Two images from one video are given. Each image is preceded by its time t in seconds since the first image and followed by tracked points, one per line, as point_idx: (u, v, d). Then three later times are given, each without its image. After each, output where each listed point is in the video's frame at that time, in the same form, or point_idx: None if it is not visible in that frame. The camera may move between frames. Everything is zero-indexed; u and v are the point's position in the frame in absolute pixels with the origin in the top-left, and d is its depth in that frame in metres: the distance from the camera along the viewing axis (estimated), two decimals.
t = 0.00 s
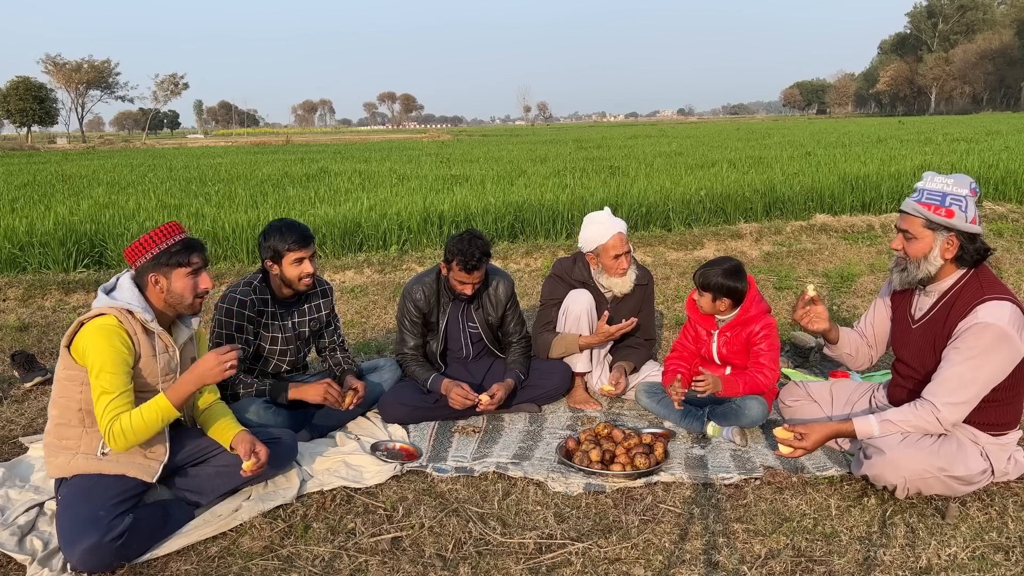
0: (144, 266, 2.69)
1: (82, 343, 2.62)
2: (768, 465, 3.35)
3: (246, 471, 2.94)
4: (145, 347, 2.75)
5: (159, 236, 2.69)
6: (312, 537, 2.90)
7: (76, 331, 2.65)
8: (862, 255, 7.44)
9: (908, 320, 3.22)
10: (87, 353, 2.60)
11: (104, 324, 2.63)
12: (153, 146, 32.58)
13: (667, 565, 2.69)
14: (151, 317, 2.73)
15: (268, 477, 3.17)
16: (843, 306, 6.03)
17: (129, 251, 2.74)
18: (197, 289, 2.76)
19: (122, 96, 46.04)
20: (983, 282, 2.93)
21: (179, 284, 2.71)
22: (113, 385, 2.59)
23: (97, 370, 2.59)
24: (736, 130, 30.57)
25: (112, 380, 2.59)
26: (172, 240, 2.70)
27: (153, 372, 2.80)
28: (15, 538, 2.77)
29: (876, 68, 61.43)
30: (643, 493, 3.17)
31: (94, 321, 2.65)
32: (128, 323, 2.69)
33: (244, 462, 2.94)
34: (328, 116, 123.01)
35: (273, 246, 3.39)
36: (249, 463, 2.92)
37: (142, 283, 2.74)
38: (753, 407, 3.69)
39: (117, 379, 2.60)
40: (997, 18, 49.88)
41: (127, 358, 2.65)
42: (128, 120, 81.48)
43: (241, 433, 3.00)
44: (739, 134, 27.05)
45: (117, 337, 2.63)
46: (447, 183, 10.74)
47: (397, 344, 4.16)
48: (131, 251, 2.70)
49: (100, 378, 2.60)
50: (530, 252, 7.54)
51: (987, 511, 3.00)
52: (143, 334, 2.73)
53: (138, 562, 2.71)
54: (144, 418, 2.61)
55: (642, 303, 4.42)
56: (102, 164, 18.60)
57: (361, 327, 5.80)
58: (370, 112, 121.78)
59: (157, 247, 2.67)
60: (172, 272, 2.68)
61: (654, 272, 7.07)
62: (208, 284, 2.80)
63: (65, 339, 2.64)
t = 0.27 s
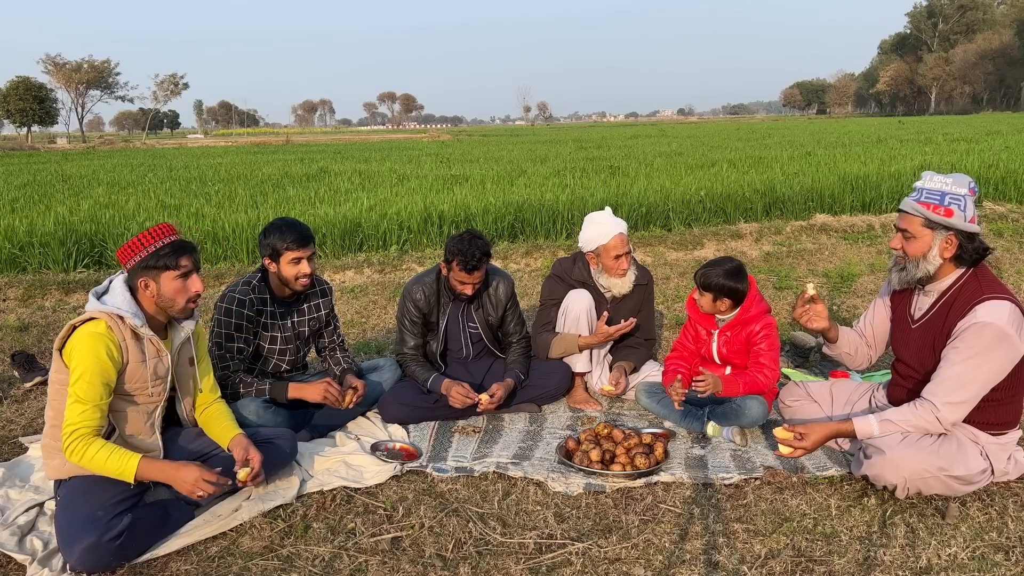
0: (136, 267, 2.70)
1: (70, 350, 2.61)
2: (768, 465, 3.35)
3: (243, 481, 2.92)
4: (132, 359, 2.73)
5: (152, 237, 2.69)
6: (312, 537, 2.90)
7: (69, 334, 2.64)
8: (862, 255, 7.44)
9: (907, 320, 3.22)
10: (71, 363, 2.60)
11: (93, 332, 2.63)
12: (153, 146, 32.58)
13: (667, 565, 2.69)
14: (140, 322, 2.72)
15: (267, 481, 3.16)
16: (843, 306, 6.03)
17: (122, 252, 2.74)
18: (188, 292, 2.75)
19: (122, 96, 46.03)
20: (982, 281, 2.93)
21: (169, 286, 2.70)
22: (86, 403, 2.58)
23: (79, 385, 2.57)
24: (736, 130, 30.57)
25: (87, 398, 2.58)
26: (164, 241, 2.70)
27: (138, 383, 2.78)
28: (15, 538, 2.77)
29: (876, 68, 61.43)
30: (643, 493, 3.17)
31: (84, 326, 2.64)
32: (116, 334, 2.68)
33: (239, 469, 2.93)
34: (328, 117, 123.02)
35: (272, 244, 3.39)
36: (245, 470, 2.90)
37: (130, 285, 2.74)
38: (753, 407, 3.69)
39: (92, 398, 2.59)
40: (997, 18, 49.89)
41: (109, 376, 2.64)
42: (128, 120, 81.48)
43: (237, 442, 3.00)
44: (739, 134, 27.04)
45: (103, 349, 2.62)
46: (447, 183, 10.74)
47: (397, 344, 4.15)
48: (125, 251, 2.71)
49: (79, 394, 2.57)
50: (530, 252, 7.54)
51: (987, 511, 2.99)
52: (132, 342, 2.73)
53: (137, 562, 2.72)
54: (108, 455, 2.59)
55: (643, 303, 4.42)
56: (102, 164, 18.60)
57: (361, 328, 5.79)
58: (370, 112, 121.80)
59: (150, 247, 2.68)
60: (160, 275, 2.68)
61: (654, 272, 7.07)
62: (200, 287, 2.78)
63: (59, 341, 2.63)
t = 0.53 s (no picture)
0: (122, 272, 2.65)
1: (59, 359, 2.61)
2: (768, 465, 3.35)
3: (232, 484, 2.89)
4: (123, 366, 2.73)
5: (142, 240, 2.65)
6: (312, 537, 2.90)
7: (59, 342, 2.64)
8: (862, 255, 7.44)
9: (907, 319, 3.22)
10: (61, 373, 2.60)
11: (82, 340, 2.62)
12: (153, 146, 32.58)
13: (667, 565, 2.69)
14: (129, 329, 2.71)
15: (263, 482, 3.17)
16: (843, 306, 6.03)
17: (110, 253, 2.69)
18: (174, 298, 2.69)
19: (122, 96, 46.03)
20: (981, 280, 2.93)
21: (154, 293, 2.66)
22: (80, 414, 2.58)
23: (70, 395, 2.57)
24: (736, 130, 30.56)
25: (80, 409, 2.58)
26: (154, 244, 2.65)
27: (129, 390, 2.78)
28: (15, 538, 2.77)
29: (876, 68, 61.44)
30: (643, 493, 3.17)
31: (73, 333, 2.64)
32: (105, 342, 2.67)
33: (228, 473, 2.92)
34: (327, 117, 122.97)
35: (273, 242, 3.39)
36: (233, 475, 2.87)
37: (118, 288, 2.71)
38: (753, 407, 3.69)
39: (85, 408, 2.59)
40: (997, 18, 49.89)
41: (100, 385, 2.63)
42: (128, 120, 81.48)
43: (231, 445, 2.99)
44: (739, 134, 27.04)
45: (93, 357, 2.62)
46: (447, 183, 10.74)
47: (397, 344, 4.15)
48: (111, 252, 2.65)
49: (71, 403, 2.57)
50: (530, 252, 7.54)
51: (987, 510, 3.00)
52: (122, 348, 2.72)
53: (138, 563, 2.72)
54: (108, 465, 2.61)
55: (643, 303, 4.42)
56: (102, 164, 18.60)
57: (361, 328, 5.79)
58: (370, 112, 121.82)
59: (138, 250, 2.63)
60: (145, 280, 2.64)
61: (654, 272, 7.07)
62: (187, 293, 2.71)
63: (49, 348, 2.63)
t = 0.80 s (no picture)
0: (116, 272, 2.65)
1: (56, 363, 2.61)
2: (768, 465, 3.35)
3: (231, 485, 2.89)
4: (120, 370, 2.73)
5: (138, 241, 2.63)
6: (312, 537, 2.90)
7: (57, 344, 2.64)
8: (862, 255, 7.44)
9: (906, 319, 3.22)
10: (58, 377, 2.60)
11: (79, 344, 2.62)
12: (153, 146, 32.59)
13: (667, 565, 2.69)
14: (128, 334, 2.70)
15: (262, 482, 3.17)
16: (843, 306, 6.03)
17: (113, 249, 2.70)
18: (156, 306, 2.65)
19: (122, 96, 46.03)
20: (981, 280, 2.93)
21: (138, 298, 2.64)
22: (77, 418, 2.58)
23: (67, 398, 2.57)
24: (736, 130, 30.56)
25: (78, 413, 2.58)
26: (148, 248, 2.63)
27: (127, 393, 2.78)
28: (15, 538, 2.77)
29: (876, 68, 61.45)
30: (643, 493, 3.17)
31: (71, 337, 2.64)
32: (101, 346, 2.67)
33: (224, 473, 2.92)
34: (327, 117, 122.96)
35: (279, 249, 3.35)
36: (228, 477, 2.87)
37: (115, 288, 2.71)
38: (753, 407, 3.69)
39: (83, 412, 2.59)
40: (997, 18, 49.90)
41: (98, 389, 2.63)
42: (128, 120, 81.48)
43: (230, 446, 2.99)
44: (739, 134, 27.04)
45: (89, 361, 2.61)
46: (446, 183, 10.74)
47: (397, 344, 4.15)
48: (114, 249, 2.64)
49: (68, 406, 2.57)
50: (530, 252, 7.54)
51: (987, 510, 2.99)
52: (119, 353, 2.72)
53: (138, 563, 2.72)
54: (107, 468, 2.61)
55: (643, 303, 4.42)
56: (102, 164, 18.60)
57: (361, 328, 5.79)
58: (370, 112, 121.84)
59: (132, 251, 2.61)
60: (133, 283, 2.62)
61: (654, 272, 7.07)
62: (170, 302, 2.66)
63: (47, 351, 2.63)
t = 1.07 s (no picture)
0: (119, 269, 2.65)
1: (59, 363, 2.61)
2: (768, 465, 3.35)
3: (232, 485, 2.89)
4: (123, 370, 2.73)
5: (144, 241, 2.63)
6: (312, 537, 2.90)
7: (60, 344, 2.64)
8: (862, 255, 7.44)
9: (906, 319, 3.22)
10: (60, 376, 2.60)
11: (82, 344, 2.62)
12: (153, 146, 32.59)
13: (667, 565, 2.69)
14: (129, 334, 2.69)
15: (263, 481, 3.17)
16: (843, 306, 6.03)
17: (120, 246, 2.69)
18: (151, 308, 2.64)
19: (122, 96, 46.01)
20: (981, 279, 2.93)
21: (138, 298, 2.64)
22: (80, 417, 2.58)
23: (70, 398, 2.57)
24: (736, 130, 30.57)
25: (80, 412, 2.58)
26: (153, 249, 2.63)
27: (129, 392, 2.78)
28: (15, 538, 2.77)
29: (876, 68, 61.45)
30: (643, 493, 3.17)
31: (74, 336, 2.64)
32: (103, 346, 2.67)
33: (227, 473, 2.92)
34: (327, 117, 122.96)
35: (282, 253, 3.34)
36: (231, 478, 2.88)
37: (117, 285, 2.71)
38: (753, 407, 3.69)
39: (85, 411, 2.59)
40: (997, 18, 49.90)
41: (100, 388, 2.63)
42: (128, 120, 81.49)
43: (231, 446, 2.99)
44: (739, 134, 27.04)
45: (92, 361, 2.61)
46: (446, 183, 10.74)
47: (397, 344, 4.15)
48: (120, 246, 2.64)
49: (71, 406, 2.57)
50: (530, 252, 7.54)
51: (987, 510, 2.99)
52: (122, 352, 2.72)
53: (138, 563, 2.72)
54: (109, 467, 2.61)
55: (643, 303, 4.42)
56: (102, 164, 18.60)
57: (361, 328, 5.79)
58: (370, 112, 121.86)
59: (137, 251, 2.61)
60: (133, 284, 2.63)
61: (654, 272, 7.07)
62: (168, 305, 2.65)
63: (50, 350, 2.62)
